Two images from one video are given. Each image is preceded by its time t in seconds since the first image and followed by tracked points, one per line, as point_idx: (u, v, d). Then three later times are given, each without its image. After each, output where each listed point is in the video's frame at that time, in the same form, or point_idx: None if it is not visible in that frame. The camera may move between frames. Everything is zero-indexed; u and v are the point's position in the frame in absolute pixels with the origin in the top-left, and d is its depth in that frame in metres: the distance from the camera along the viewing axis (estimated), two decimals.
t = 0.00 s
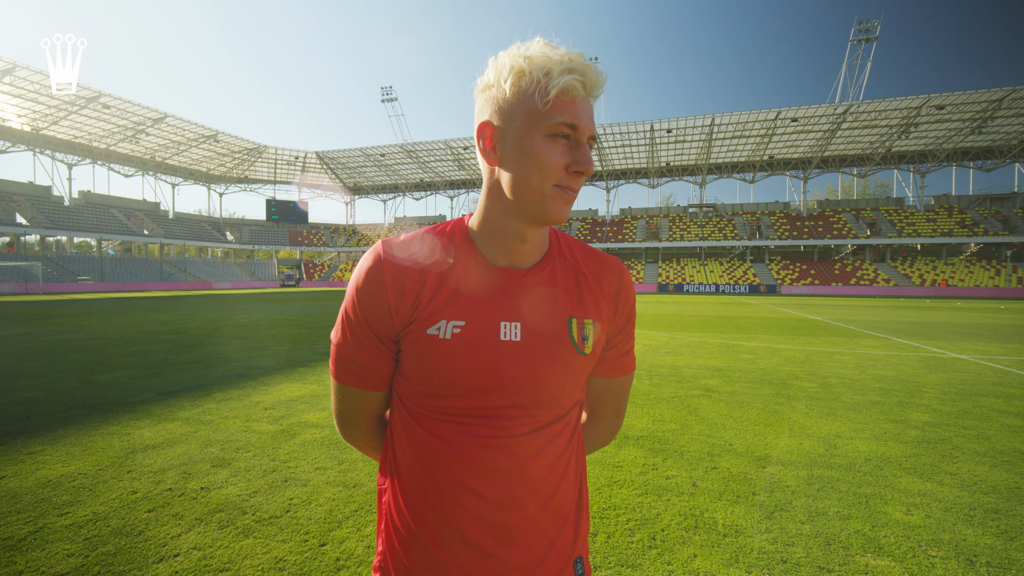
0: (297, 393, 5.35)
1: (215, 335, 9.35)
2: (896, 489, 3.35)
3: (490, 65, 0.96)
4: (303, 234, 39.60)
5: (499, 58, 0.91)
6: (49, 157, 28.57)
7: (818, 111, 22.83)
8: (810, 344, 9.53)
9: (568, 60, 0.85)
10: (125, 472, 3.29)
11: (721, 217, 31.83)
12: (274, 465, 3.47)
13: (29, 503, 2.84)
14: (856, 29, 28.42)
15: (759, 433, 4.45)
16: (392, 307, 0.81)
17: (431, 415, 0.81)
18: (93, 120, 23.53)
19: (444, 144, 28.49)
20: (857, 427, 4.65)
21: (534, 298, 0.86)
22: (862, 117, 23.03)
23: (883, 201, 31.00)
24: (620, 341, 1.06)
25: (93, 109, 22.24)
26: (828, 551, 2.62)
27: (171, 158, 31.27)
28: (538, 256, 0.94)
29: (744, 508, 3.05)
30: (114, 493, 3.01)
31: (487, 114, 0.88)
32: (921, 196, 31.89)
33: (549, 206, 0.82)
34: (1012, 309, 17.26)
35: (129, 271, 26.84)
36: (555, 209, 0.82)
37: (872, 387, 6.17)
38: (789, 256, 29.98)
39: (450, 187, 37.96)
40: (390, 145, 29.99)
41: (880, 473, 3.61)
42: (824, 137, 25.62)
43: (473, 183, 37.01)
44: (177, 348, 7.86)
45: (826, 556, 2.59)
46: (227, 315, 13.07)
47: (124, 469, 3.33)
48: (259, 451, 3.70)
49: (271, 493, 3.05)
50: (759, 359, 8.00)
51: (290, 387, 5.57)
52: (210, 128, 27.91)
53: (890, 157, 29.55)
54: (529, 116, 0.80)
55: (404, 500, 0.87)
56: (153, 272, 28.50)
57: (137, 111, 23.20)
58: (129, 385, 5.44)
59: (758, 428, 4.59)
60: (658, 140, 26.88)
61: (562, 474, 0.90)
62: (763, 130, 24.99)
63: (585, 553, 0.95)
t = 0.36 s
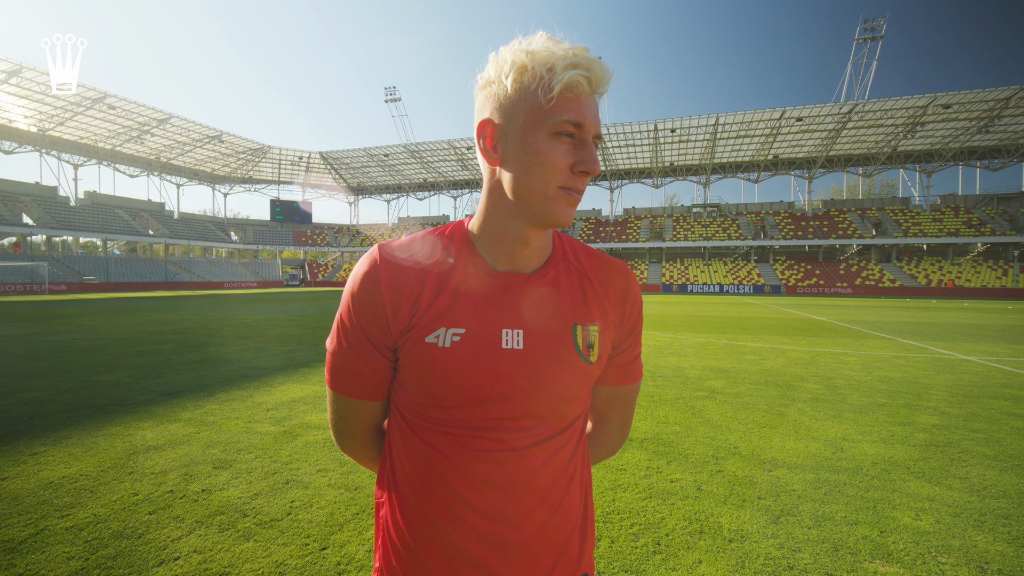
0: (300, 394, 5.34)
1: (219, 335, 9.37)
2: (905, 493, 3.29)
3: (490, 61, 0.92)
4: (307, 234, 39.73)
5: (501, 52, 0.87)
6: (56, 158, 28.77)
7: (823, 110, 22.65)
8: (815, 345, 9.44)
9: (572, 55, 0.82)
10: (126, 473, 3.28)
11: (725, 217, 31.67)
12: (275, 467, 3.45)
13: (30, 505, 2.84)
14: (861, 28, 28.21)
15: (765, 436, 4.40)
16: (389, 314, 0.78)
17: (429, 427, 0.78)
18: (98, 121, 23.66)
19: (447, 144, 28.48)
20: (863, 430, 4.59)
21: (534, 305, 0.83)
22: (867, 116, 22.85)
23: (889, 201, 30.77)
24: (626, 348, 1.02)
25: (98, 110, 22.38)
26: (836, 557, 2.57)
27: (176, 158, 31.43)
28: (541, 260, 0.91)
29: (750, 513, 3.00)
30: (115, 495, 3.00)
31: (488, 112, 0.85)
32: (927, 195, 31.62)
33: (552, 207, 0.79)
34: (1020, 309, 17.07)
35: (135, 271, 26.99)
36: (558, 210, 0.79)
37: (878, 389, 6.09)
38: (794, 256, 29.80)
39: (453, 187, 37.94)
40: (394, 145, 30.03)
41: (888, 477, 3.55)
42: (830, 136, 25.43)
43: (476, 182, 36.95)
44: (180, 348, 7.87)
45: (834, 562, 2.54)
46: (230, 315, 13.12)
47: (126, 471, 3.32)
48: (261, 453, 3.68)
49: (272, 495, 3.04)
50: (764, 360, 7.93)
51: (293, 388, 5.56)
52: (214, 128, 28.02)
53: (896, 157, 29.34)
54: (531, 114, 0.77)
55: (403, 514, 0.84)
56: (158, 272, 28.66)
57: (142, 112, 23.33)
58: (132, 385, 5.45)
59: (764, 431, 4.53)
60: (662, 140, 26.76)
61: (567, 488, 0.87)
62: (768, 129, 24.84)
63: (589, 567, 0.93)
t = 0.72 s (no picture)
0: (303, 394, 5.34)
1: (222, 335, 9.38)
2: (913, 496, 3.25)
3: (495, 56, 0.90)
4: (311, 234, 39.85)
5: (508, 46, 0.85)
6: (61, 158, 28.95)
7: (828, 109, 22.50)
8: (820, 345, 9.37)
9: (580, 49, 0.79)
10: (129, 474, 3.28)
11: (729, 217, 31.51)
12: (278, 467, 3.43)
13: (34, 505, 2.83)
14: (867, 26, 28.00)
15: (770, 437, 4.36)
16: (391, 315, 0.76)
17: (432, 431, 0.76)
18: (103, 121, 23.80)
19: (450, 144, 28.45)
20: (870, 432, 4.53)
21: (538, 305, 0.80)
22: (872, 116, 22.69)
23: (894, 200, 30.55)
24: (634, 351, 1.00)
25: (103, 111, 22.50)
26: (845, 562, 2.53)
27: (180, 159, 31.56)
28: (548, 260, 0.89)
29: (756, 516, 2.96)
30: (118, 495, 2.99)
31: (494, 107, 0.82)
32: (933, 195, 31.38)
33: (559, 206, 0.76)
34: None
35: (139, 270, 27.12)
36: (565, 209, 0.77)
37: (884, 391, 6.03)
38: (798, 256, 29.63)
39: (456, 187, 37.93)
40: (397, 145, 30.08)
41: (896, 480, 3.50)
42: (834, 135, 25.27)
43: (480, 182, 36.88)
44: (184, 347, 7.88)
45: (842, 566, 2.50)
46: (234, 315, 13.15)
47: (129, 471, 3.32)
48: (264, 453, 3.67)
49: (275, 496, 3.02)
50: (768, 360, 7.87)
51: (296, 388, 5.55)
52: (218, 128, 28.12)
53: (901, 156, 29.13)
54: (539, 109, 0.75)
55: (405, 519, 0.81)
56: (162, 271, 28.78)
57: (147, 112, 23.43)
58: (136, 385, 5.46)
59: (769, 432, 4.48)
60: (665, 139, 26.67)
61: (574, 493, 0.85)
62: (772, 129, 24.72)
63: None
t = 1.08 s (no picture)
0: (305, 394, 5.33)
1: (224, 335, 9.39)
2: (919, 498, 3.21)
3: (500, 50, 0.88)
4: (313, 234, 39.90)
5: (513, 41, 0.82)
6: (65, 159, 29.06)
7: (830, 109, 22.45)
8: (824, 345, 9.32)
9: (588, 43, 0.77)
10: (131, 474, 3.27)
11: (731, 217, 31.41)
12: (280, 468, 3.42)
13: (36, 505, 2.83)
14: (870, 25, 27.88)
15: (775, 438, 4.33)
16: (394, 315, 0.73)
17: (434, 435, 0.73)
18: (106, 122, 23.90)
19: (452, 144, 28.47)
20: (875, 433, 4.49)
21: (542, 304, 0.78)
22: (875, 115, 22.60)
23: (897, 200, 30.44)
24: (640, 353, 0.97)
25: (107, 112, 22.61)
26: (851, 564, 2.50)
27: (183, 159, 31.67)
28: (554, 260, 0.87)
29: (761, 517, 2.93)
30: (119, 496, 2.99)
31: (499, 103, 0.80)
32: (936, 194, 31.21)
33: (566, 204, 0.74)
34: None
35: (142, 271, 27.22)
36: (573, 209, 0.75)
37: (889, 391, 5.98)
38: (801, 255, 29.53)
39: (458, 187, 37.94)
40: (399, 145, 30.12)
41: (902, 481, 3.47)
42: (837, 135, 25.17)
43: (481, 182, 36.86)
44: (186, 348, 7.88)
45: (848, 569, 2.47)
46: (237, 315, 13.18)
47: (131, 472, 3.31)
48: (266, 454, 3.66)
49: (276, 497, 3.01)
50: (772, 361, 7.84)
51: (298, 388, 5.54)
52: (220, 129, 28.17)
53: (904, 156, 29.02)
54: (546, 104, 0.73)
55: (406, 522, 0.79)
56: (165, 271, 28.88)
57: (150, 112, 23.50)
58: (137, 385, 5.45)
59: (774, 433, 4.45)
60: (668, 139, 26.63)
61: (579, 499, 0.82)
62: (774, 128, 24.67)
63: None
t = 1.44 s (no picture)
0: (306, 394, 5.33)
1: (224, 335, 9.38)
2: (922, 498, 3.20)
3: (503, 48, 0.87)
4: (313, 234, 39.90)
5: (516, 38, 0.82)
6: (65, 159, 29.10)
7: (830, 109, 22.44)
8: (824, 346, 9.30)
9: (592, 37, 0.76)
10: (131, 474, 3.26)
11: (732, 217, 31.39)
12: (281, 469, 3.41)
13: (36, 506, 2.82)
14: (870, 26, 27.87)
15: (776, 438, 4.32)
16: (397, 314, 0.72)
17: (437, 434, 0.73)
18: (107, 122, 23.93)
19: (453, 144, 28.49)
20: (877, 433, 4.48)
21: (544, 303, 0.77)
22: (875, 115, 22.59)
23: (897, 200, 30.45)
24: (646, 352, 0.96)
25: (107, 112, 22.62)
26: (854, 565, 2.49)
27: (183, 159, 31.70)
28: (558, 259, 0.86)
29: (763, 518, 2.92)
30: (119, 496, 2.98)
31: (501, 100, 0.79)
32: (937, 195, 31.19)
33: (567, 204, 0.73)
34: None
35: (142, 270, 27.21)
36: (575, 208, 0.74)
37: (890, 391, 5.97)
38: (801, 256, 29.53)
39: (458, 187, 37.94)
40: (399, 145, 30.15)
41: (904, 482, 3.45)
42: (837, 135, 25.16)
43: (482, 182, 36.85)
44: (186, 348, 7.88)
45: (851, 570, 2.46)
46: (238, 315, 13.19)
47: (131, 472, 3.31)
48: (266, 454, 3.65)
49: (277, 498, 3.00)
50: (773, 361, 7.82)
51: (298, 389, 5.53)
52: (221, 129, 28.18)
53: (904, 156, 29.01)
54: (547, 101, 0.72)
55: (409, 523, 0.78)
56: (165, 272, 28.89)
57: (150, 112, 23.52)
58: (138, 385, 5.45)
59: (775, 433, 4.44)
60: (668, 139, 26.63)
61: (583, 501, 0.81)
62: (774, 129, 24.67)
63: None
